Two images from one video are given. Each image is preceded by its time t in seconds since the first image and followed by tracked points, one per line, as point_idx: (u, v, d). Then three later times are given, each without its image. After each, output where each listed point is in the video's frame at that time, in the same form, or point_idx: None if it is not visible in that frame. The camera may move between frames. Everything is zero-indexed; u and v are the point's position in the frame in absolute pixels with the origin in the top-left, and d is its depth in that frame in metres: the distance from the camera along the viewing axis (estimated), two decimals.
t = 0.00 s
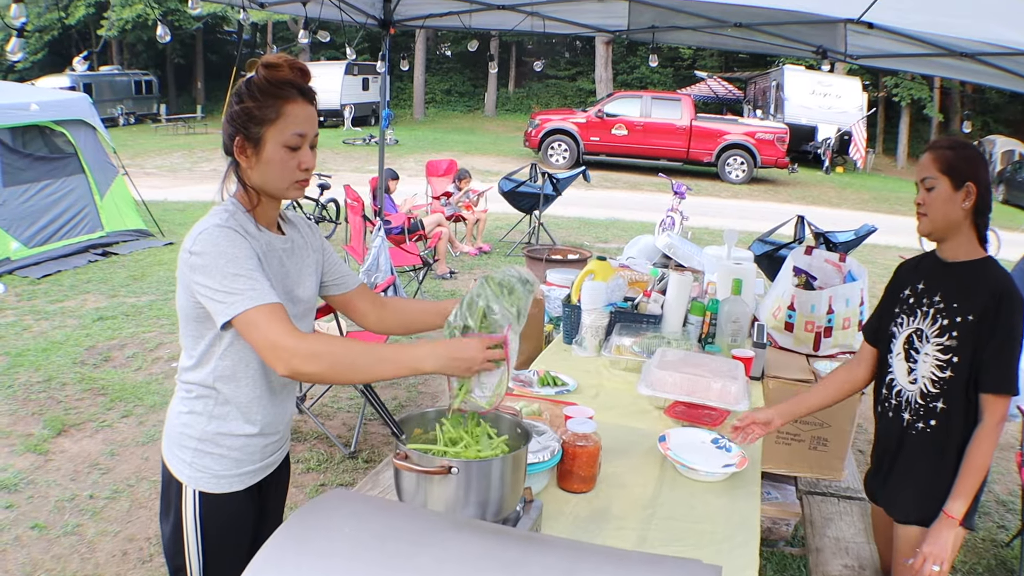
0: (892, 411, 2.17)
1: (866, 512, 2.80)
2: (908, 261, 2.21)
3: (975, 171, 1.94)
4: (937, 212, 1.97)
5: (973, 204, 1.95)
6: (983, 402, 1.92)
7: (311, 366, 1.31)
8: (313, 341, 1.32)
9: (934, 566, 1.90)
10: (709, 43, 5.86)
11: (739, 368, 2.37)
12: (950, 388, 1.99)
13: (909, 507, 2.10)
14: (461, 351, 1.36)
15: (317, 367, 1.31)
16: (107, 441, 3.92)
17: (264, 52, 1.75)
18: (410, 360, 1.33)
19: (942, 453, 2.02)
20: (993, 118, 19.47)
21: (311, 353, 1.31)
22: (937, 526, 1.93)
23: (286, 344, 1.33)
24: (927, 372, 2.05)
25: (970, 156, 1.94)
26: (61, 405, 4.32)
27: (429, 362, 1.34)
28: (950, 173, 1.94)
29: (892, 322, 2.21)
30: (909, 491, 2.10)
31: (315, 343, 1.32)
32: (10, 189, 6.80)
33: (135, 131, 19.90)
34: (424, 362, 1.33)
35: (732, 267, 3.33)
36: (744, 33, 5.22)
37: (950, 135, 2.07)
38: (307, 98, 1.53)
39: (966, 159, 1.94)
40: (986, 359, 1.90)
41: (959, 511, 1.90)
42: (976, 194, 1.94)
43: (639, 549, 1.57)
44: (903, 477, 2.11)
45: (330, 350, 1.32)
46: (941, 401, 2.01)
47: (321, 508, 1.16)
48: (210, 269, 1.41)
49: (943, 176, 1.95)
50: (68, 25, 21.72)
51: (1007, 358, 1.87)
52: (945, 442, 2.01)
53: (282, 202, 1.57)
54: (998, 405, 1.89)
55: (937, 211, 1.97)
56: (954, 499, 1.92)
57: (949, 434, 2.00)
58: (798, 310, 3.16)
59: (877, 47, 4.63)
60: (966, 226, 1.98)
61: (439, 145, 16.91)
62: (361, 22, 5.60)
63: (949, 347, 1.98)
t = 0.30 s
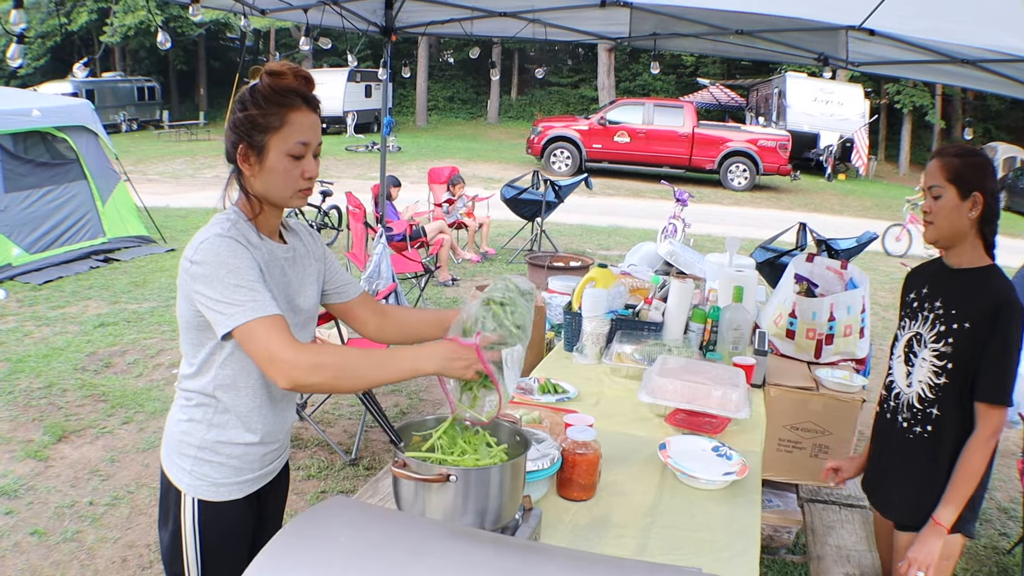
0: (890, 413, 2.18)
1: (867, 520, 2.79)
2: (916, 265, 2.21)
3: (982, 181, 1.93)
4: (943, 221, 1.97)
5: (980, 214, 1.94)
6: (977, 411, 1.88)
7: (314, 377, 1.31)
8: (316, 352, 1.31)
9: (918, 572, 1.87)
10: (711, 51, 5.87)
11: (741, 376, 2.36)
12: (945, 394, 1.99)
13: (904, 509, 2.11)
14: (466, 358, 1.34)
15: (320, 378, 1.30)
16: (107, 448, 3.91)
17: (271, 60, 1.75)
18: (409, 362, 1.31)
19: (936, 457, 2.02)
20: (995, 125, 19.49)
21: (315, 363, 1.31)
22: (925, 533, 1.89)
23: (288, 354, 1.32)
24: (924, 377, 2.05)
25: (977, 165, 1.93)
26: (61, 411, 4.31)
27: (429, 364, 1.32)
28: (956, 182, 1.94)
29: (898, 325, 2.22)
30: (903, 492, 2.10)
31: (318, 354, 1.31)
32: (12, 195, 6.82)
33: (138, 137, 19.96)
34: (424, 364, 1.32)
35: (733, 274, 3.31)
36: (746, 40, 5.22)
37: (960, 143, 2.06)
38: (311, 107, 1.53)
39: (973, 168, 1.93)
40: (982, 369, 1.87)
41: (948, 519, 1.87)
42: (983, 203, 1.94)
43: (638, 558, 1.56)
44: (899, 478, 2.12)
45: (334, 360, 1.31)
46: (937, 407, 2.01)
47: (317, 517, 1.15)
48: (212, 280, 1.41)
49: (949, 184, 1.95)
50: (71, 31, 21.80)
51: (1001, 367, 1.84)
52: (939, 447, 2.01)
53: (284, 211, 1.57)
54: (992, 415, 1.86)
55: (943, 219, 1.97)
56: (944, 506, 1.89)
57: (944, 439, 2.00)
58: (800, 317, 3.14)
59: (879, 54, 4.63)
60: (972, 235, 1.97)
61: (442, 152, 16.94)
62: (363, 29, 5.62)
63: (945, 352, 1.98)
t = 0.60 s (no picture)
0: (894, 411, 2.17)
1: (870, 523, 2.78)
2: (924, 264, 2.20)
3: (986, 183, 1.91)
4: (947, 223, 1.96)
5: (984, 216, 1.93)
6: (973, 411, 1.87)
7: (312, 380, 1.30)
8: (315, 355, 1.31)
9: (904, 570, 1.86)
10: (715, 54, 5.87)
11: (742, 378, 2.35)
12: (944, 394, 1.98)
13: (903, 508, 2.10)
14: (463, 362, 1.36)
15: (318, 381, 1.30)
16: (110, 451, 3.92)
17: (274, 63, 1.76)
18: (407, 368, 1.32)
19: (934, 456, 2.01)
20: (999, 130, 19.47)
21: (314, 367, 1.30)
22: (914, 532, 1.87)
23: (286, 357, 1.32)
24: (925, 376, 2.05)
25: (982, 167, 1.92)
26: (64, 414, 4.32)
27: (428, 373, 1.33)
28: (960, 184, 1.93)
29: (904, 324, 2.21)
30: (903, 490, 2.10)
31: (317, 357, 1.31)
32: (16, 200, 6.84)
33: (143, 142, 20.04)
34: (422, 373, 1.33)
35: (735, 277, 3.30)
36: (749, 43, 5.22)
37: (967, 143, 2.04)
38: (311, 109, 1.53)
39: (977, 170, 1.91)
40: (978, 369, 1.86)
41: (937, 518, 1.85)
42: (987, 205, 1.92)
43: (638, 560, 1.55)
44: (898, 477, 2.12)
45: (331, 363, 1.31)
46: (937, 406, 2.00)
47: (314, 517, 1.15)
48: (211, 281, 1.41)
49: (953, 187, 1.94)
50: (77, 36, 21.90)
51: (996, 368, 1.83)
52: (938, 446, 2.00)
53: (284, 213, 1.57)
54: (989, 416, 1.84)
55: (947, 222, 1.97)
56: (934, 506, 1.87)
57: (943, 439, 1.99)
58: (802, 320, 3.13)
59: (881, 58, 4.63)
60: (978, 238, 1.96)
61: (446, 156, 16.97)
62: (366, 33, 5.63)
63: (945, 352, 1.98)
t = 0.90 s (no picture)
0: (899, 401, 2.16)
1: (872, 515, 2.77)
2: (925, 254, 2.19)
3: (993, 172, 1.90)
4: (952, 212, 1.94)
5: (989, 206, 1.91)
6: (977, 402, 1.86)
7: (307, 371, 1.29)
8: (310, 346, 1.30)
9: (906, 560, 1.84)
10: (720, 45, 5.83)
11: (746, 369, 2.35)
12: (949, 384, 1.97)
13: (908, 498, 2.10)
14: (451, 342, 1.36)
15: (312, 373, 1.29)
16: (114, 443, 3.92)
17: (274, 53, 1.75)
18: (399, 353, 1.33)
19: (939, 447, 2.00)
20: (1005, 122, 19.34)
21: (308, 359, 1.29)
22: (916, 522, 1.86)
23: (281, 349, 1.31)
24: (930, 366, 2.03)
25: (988, 157, 1.91)
26: (69, 407, 4.33)
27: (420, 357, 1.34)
28: (966, 173, 1.91)
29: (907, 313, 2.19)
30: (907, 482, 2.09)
31: (311, 347, 1.30)
32: (21, 193, 6.85)
33: (148, 134, 20.03)
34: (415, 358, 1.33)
35: (739, 268, 3.28)
36: (754, 34, 5.18)
37: (974, 135, 2.03)
38: (309, 99, 1.51)
39: (983, 160, 1.91)
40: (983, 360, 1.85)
41: (941, 507, 1.84)
42: (992, 195, 1.90)
43: (639, 551, 1.55)
44: (904, 467, 2.11)
45: (325, 353, 1.30)
46: (942, 397, 1.99)
47: (311, 507, 1.15)
48: (210, 271, 1.40)
49: (958, 176, 1.92)
50: (81, 29, 21.87)
51: (1002, 358, 1.81)
52: (943, 437, 1.99)
53: (285, 203, 1.56)
54: (993, 407, 1.82)
55: (951, 210, 1.94)
56: (937, 495, 1.86)
57: (948, 429, 1.98)
58: (806, 311, 3.12)
59: (886, 49, 4.59)
60: (983, 229, 1.94)
61: (451, 147, 16.93)
62: (369, 25, 5.60)
63: (950, 342, 1.96)
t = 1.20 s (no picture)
0: (899, 405, 2.14)
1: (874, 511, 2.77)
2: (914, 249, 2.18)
3: (990, 169, 1.88)
4: (947, 208, 1.91)
5: (985, 203, 1.89)
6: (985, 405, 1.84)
7: (305, 360, 1.29)
8: (307, 336, 1.30)
9: (928, 568, 1.86)
10: (723, 40, 5.80)
11: (748, 364, 2.34)
12: (953, 389, 1.95)
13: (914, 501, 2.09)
14: (448, 330, 1.36)
15: (309, 361, 1.29)
16: (116, 438, 3.93)
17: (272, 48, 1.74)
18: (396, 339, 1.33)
19: (945, 452, 1.99)
20: (1008, 117, 19.28)
21: (306, 347, 1.29)
22: (935, 528, 1.88)
23: (279, 339, 1.30)
24: (931, 371, 2.01)
25: (986, 153, 1.88)
26: (71, 402, 4.34)
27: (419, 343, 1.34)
28: (962, 169, 1.88)
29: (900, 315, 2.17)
30: (914, 485, 2.08)
31: (308, 337, 1.29)
32: (23, 189, 6.85)
33: (151, 130, 20.02)
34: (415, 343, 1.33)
35: (741, 263, 3.26)
36: (757, 29, 5.15)
37: (970, 130, 2.00)
38: (309, 93, 1.50)
39: (981, 155, 1.87)
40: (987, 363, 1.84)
41: (956, 514, 1.85)
42: (989, 192, 1.88)
43: (640, 547, 1.54)
44: (909, 470, 2.09)
45: (323, 343, 1.29)
46: (946, 401, 1.97)
47: (311, 502, 1.14)
48: (208, 264, 1.39)
49: (955, 171, 1.89)
50: (84, 24, 21.85)
51: (1007, 360, 1.80)
52: (949, 440, 1.98)
53: (283, 197, 1.55)
54: (1000, 410, 1.81)
55: (946, 206, 1.92)
56: (952, 501, 1.87)
57: (954, 433, 1.97)
58: (809, 306, 3.11)
59: (889, 43, 4.57)
60: (976, 225, 1.93)
61: (454, 142, 16.89)
62: (371, 20, 5.57)
63: (951, 346, 1.94)
